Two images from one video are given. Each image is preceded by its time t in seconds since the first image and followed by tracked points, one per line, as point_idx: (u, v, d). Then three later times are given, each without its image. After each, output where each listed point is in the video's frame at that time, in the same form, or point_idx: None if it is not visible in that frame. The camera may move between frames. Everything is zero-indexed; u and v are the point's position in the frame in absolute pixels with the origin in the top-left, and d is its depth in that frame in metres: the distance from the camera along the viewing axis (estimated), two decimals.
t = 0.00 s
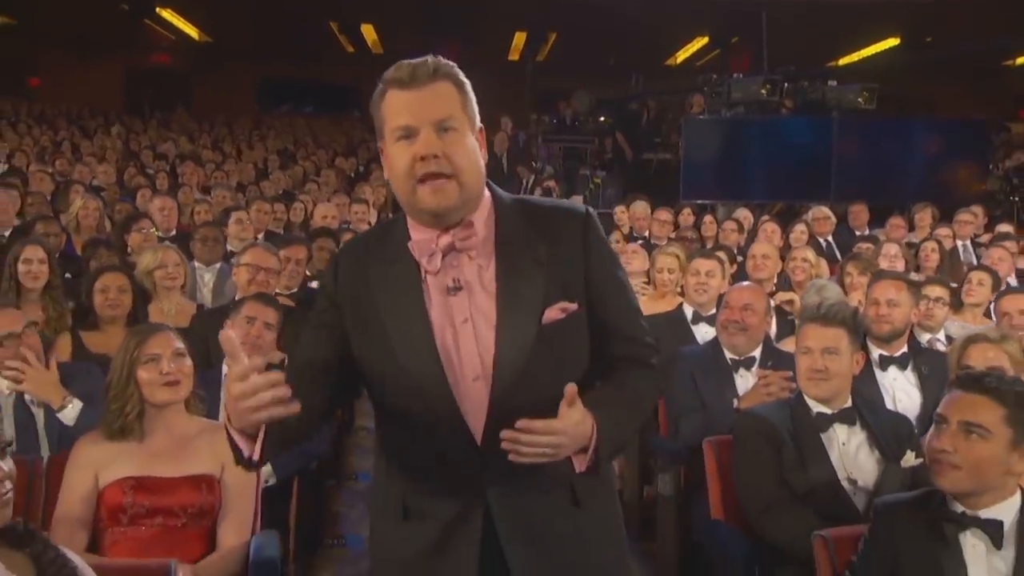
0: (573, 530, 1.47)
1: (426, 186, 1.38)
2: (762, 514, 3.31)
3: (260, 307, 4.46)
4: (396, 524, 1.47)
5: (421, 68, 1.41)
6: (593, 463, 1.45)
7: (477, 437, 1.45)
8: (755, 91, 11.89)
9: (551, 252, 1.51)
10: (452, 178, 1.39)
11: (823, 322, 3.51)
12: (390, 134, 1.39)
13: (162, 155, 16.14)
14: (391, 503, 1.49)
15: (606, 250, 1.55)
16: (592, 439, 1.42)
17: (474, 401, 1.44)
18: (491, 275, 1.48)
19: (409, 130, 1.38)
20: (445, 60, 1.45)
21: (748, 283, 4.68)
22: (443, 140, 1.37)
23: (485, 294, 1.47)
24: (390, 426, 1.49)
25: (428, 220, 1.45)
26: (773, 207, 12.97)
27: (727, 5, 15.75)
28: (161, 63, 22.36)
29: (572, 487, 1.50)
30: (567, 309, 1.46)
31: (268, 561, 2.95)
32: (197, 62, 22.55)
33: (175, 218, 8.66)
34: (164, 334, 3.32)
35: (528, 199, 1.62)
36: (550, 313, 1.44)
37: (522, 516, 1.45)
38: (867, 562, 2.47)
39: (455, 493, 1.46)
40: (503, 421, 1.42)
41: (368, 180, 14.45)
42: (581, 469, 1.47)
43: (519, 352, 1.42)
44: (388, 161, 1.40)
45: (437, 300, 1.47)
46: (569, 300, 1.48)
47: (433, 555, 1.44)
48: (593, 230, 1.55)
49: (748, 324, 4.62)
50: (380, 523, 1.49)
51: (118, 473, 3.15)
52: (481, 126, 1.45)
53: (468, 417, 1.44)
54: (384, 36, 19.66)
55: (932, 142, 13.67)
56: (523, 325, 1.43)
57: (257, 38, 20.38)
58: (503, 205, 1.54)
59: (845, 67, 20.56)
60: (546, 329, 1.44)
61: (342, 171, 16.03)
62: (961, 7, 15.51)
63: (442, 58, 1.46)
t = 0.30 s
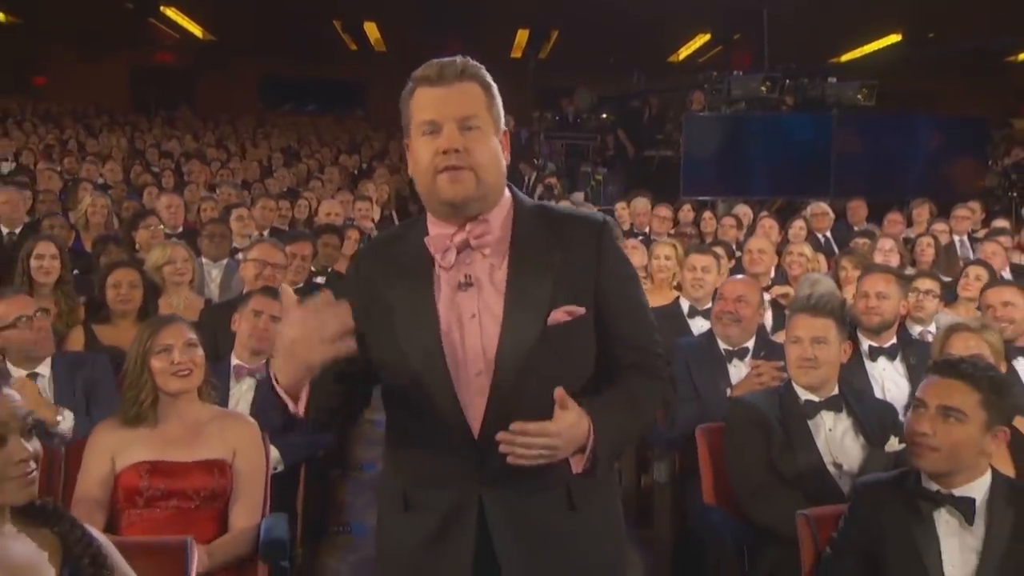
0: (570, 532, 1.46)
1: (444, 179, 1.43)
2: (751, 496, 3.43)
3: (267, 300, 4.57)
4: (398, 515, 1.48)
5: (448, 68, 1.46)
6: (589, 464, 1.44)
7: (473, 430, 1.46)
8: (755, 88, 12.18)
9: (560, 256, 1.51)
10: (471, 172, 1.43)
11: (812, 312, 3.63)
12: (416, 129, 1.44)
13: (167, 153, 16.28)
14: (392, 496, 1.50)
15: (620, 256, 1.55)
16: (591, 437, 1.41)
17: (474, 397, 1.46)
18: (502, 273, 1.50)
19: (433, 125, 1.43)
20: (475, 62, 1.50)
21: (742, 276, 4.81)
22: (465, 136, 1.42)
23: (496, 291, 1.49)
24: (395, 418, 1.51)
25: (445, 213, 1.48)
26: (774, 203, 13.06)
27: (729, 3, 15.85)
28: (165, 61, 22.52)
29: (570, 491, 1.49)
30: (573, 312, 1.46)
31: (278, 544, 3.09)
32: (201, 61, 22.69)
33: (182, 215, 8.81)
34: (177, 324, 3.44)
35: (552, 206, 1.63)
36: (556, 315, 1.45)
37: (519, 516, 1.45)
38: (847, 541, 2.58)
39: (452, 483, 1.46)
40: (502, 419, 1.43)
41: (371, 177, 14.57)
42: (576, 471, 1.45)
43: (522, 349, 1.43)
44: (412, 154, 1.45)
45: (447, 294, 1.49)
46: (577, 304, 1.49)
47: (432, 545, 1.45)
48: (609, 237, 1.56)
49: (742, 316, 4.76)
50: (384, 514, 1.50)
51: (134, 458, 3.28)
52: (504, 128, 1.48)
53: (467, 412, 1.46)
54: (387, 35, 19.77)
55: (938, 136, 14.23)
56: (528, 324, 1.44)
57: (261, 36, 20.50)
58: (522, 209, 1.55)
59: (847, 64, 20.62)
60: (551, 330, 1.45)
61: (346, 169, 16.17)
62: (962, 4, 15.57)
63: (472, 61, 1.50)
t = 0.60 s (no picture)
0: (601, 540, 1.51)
1: (507, 172, 1.45)
2: (743, 480, 3.57)
3: (279, 294, 4.71)
4: (427, 512, 1.55)
5: (519, 61, 1.48)
6: (627, 472, 1.47)
7: (509, 430, 1.51)
8: (763, 87, 12.09)
9: (604, 265, 1.55)
10: (533, 167, 1.46)
11: (804, 305, 3.76)
12: (483, 118, 1.47)
13: (181, 154, 16.47)
14: (423, 492, 1.55)
15: (666, 266, 1.58)
16: (631, 445, 1.44)
17: (513, 398, 1.50)
18: (549, 274, 1.55)
19: (502, 116, 1.45)
20: (545, 57, 1.52)
21: (741, 270, 4.93)
22: (532, 130, 1.45)
23: (542, 292, 1.54)
24: (429, 421, 1.55)
25: (503, 207, 1.51)
26: (782, 201, 13.14)
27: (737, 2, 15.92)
28: (179, 62, 22.76)
29: (602, 503, 1.53)
30: (619, 319, 1.50)
31: (289, 527, 3.24)
32: (214, 62, 22.92)
33: (196, 214, 8.99)
34: (193, 316, 3.58)
35: (602, 212, 1.66)
36: (601, 321, 1.49)
37: (548, 521, 1.50)
38: (830, 512, 2.71)
39: (484, 482, 1.51)
40: (538, 422, 1.48)
41: (382, 177, 14.72)
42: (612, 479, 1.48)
43: (567, 353, 1.48)
44: (476, 142, 1.48)
45: (493, 292, 1.54)
46: (621, 312, 1.53)
47: (462, 539, 1.51)
48: (658, 248, 1.59)
49: (740, 308, 4.89)
50: (413, 509, 1.56)
51: (154, 443, 3.44)
52: (566, 128, 1.52)
53: (505, 413, 1.51)
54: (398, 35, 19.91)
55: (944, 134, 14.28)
56: (573, 330, 1.49)
57: (272, 37, 20.67)
58: (573, 213, 1.60)
59: (858, 61, 20.61)
60: (596, 335, 1.49)
61: (357, 168, 16.33)
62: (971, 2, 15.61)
63: (542, 55, 1.53)
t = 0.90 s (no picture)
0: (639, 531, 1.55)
1: (566, 158, 1.52)
2: (741, 466, 3.65)
3: (292, 289, 4.83)
4: (456, 508, 1.56)
5: (575, 49, 1.56)
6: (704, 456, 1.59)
7: (552, 421, 1.55)
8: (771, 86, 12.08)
9: (646, 259, 1.62)
10: (590, 155, 1.53)
11: (797, 298, 3.91)
12: (542, 102, 1.54)
13: (196, 154, 16.67)
14: (453, 484, 1.57)
15: (702, 266, 1.65)
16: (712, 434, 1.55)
17: (557, 388, 1.55)
18: (593, 267, 1.61)
19: (561, 102, 1.53)
20: (600, 48, 1.61)
21: (743, 265, 5.05)
22: (590, 117, 1.53)
23: (586, 280, 1.59)
24: (466, 412, 1.58)
25: (555, 196, 1.57)
26: (791, 198, 13.22)
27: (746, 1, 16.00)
28: (193, 63, 23.01)
29: (637, 493, 1.57)
30: (662, 311, 1.56)
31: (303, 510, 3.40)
32: (227, 62, 23.14)
33: (211, 213, 9.18)
34: (212, 310, 3.73)
35: (634, 209, 1.72)
36: (647, 313, 1.55)
37: (588, 511, 1.53)
38: (815, 494, 2.85)
39: (521, 471, 1.54)
40: (583, 414, 1.52)
41: (394, 176, 14.88)
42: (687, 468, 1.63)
43: (615, 342, 1.54)
44: (533, 126, 1.54)
45: (537, 279, 1.58)
46: (665, 305, 1.59)
47: (498, 530, 1.54)
48: (695, 249, 1.66)
49: (742, 302, 5.02)
50: (438, 501, 1.58)
51: (175, 430, 3.60)
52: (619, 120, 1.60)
53: (548, 400, 1.55)
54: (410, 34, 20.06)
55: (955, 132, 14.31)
56: (622, 320, 1.55)
57: (285, 37, 20.86)
58: (615, 213, 1.66)
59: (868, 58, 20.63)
60: (641, 327, 1.56)
61: (369, 167, 16.50)
62: None
63: (597, 46, 1.62)
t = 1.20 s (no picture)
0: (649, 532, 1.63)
1: (566, 159, 1.58)
2: (745, 455, 3.80)
3: (312, 285, 5.00)
4: (473, 508, 1.63)
5: (580, 52, 1.62)
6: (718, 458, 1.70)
7: (576, 421, 1.61)
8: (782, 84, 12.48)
9: (661, 264, 1.69)
10: (589, 156, 1.59)
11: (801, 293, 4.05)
12: (544, 105, 1.60)
13: (212, 154, 16.89)
14: (473, 481, 1.63)
15: (710, 273, 1.73)
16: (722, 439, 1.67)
17: (580, 388, 1.63)
18: (611, 271, 1.68)
19: (562, 104, 1.59)
20: (607, 52, 1.66)
21: (750, 262, 5.19)
22: (590, 119, 1.58)
23: (604, 281, 1.68)
24: (489, 414, 1.63)
25: (561, 197, 1.64)
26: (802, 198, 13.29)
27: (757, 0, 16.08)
28: (208, 63, 23.26)
29: (654, 493, 1.66)
30: (677, 314, 1.64)
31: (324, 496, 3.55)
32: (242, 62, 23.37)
33: (229, 211, 9.38)
34: (238, 305, 3.90)
35: (644, 214, 1.79)
36: (664, 315, 1.63)
37: (610, 511, 1.61)
38: (814, 482, 2.99)
39: (541, 472, 1.61)
40: (606, 416, 1.59)
41: (407, 175, 15.05)
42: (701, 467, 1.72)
43: (635, 344, 1.61)
44: (537, 127, 1.61)
45: (555, 280, 1.66)
46: (678, 307, 1.67)
47: (520, 528, 1.61)
48: (703, 257, 1.74)
49: (748, 299, 5.15)
50: (456, 502, 1.64)
51: (203, 418, 3.77)
52: (625, 122, 1.65)
53: (572, 401, 1.62)
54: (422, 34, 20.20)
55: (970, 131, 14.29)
56: (641, 322, 1.62)
57: (299, 37, 21.05)
58: (630, 224, 1.72)
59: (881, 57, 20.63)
60: (660, 328, 1.63)
61: (382, 167, 16.67)
62: None
63: (603, 49, 1.67)
